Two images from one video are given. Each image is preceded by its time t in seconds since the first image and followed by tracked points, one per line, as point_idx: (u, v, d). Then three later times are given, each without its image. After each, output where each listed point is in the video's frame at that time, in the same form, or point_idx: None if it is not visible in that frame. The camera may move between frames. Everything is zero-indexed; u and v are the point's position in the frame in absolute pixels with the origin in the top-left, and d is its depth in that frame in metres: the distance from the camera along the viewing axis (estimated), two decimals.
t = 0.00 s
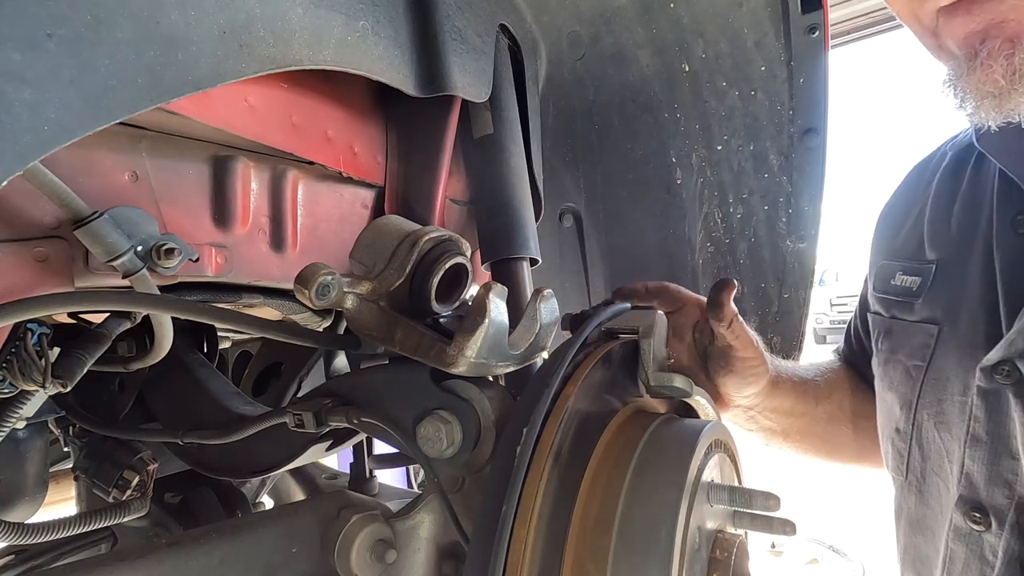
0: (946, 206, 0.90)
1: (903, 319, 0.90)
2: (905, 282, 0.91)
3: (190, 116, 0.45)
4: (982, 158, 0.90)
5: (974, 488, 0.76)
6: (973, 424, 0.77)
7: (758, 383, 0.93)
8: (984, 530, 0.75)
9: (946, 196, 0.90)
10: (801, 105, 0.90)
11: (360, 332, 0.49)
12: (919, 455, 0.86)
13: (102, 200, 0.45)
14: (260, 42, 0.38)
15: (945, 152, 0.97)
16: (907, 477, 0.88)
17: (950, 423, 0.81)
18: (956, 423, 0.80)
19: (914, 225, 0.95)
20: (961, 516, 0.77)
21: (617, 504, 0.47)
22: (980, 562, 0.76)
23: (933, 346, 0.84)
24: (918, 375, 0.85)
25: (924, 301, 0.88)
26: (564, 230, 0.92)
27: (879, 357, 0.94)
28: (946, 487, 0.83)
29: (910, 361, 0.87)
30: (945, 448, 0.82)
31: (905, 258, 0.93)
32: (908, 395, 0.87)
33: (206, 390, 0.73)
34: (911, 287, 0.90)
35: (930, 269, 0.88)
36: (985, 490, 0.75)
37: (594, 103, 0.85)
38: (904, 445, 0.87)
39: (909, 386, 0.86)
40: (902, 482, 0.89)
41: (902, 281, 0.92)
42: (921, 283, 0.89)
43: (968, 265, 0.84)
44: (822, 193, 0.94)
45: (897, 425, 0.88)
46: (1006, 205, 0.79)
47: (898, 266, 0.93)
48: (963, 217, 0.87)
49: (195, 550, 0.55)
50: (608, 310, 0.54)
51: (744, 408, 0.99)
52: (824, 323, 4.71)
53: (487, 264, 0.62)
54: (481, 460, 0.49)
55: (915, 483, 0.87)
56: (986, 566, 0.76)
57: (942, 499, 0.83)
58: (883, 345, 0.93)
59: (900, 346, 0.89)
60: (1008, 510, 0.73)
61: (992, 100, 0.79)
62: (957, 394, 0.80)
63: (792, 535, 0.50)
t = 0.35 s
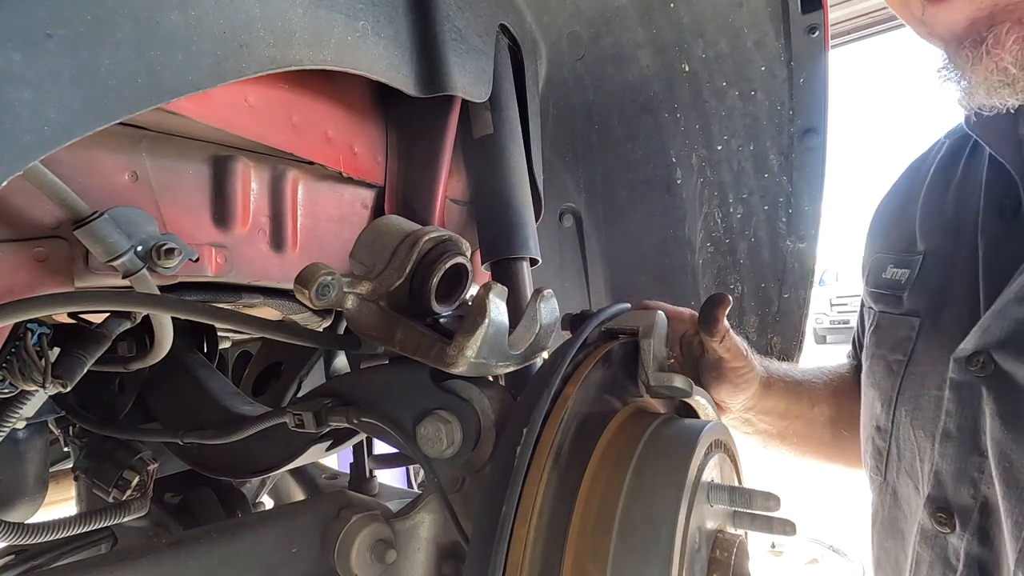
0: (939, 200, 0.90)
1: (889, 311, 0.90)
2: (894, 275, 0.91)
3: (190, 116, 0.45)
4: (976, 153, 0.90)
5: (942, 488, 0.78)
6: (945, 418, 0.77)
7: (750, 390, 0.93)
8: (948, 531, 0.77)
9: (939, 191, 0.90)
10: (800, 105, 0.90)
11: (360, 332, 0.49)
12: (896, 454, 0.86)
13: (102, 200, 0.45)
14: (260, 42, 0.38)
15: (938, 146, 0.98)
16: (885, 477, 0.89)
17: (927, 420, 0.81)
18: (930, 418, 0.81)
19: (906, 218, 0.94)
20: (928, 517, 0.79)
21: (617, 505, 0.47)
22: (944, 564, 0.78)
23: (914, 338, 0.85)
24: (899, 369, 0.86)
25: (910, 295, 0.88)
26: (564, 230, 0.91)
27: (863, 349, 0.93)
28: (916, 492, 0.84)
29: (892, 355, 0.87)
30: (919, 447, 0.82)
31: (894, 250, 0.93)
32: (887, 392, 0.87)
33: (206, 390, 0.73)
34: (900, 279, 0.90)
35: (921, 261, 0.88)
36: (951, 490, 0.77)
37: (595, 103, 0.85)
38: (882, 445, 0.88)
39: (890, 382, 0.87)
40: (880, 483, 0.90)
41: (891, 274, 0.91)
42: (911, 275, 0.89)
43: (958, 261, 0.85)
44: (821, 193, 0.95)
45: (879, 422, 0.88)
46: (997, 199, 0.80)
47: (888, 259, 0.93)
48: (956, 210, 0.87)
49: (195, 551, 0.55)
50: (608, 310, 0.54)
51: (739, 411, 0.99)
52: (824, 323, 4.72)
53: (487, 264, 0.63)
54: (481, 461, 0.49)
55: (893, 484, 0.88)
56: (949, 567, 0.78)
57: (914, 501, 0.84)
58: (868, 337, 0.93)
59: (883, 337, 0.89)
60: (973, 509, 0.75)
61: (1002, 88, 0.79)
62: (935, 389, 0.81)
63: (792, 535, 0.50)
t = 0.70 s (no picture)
0: (957, 202, 0.90)
1: (901, 311, 0.90)
2: (913, 274, 0.91)
3: (190, 116, 0.45)
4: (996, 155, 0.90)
5: (938, 493, 0.77)
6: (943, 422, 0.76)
7: (751, 401, 0.94)
8: (941, 536, 0.77)
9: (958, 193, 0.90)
10: (801, 105, 0.90)
11: (360, 332, 0.49)
12: (899, 456, 0.86)
13: (102, 200, 0.45)
14: (260, 42, 0.38)
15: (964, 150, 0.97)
16: (890, 481, 0.89)
17: (927, 422, 0.81)
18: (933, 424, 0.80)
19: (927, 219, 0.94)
20: (923, 521, 0.79)
21: (617, 505, 0.47)
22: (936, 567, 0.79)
23: (922, 338, 0.85)
24: (906, 369, 0.86)
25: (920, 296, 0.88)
26: (564, 230, 0.91)
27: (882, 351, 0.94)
28: (916, 493, 0.84)
29: (899, 357, 0.87)
30: (920, 447, 0.82)
31: (914, 252, 0.93)
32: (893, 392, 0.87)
33: (206, 390, 0.73)
34: (916, 278, 0.90)
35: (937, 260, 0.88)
36: (945, 496, 0.76)
37: (595, 104, 0.85)
38: (887, 446, 0.88)
39: (896, 382, 0.87)
40: (885, 487, 0.91)
41: (911, 273, 0.91)
42: (927, 275, 0.89)
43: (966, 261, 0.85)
44: (821, 193, 0.95)
45: (885, 425, 0.88)
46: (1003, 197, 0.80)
47: (909, 259, 0.93)
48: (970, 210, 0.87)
49: (195, 551, 0.55)
50: (608, 310, 0.54)
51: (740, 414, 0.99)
52: (824, 323, 4.72)
53: (487, 264, 0.63)
54: (481, 461, 0.49)
55: (896, 488, 0.88)
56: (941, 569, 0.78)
57: (914, 502, 0.85)
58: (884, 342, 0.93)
59: (895, 336, 0.89)
60: (965, 513, 0.75)
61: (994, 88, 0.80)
62: (938, 391, 0.80)
63: (792, 535, 0.50)
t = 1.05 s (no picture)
0: (943, 203, 0.91)
1: (888, 313, 0.90)
2: (901, 274, 0.91)
3: (190, 116, 0.45)
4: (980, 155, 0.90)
5: (928, 498, 0.77)
6: (930, 426, 0.76)
7: (749, 398, 0.94)
8: (933, 542, 0.77)
9: (944, 194, 0.91)
10: (800, 105, 0.90)
11: (360, 332, 0.49)
12: (890, 459, 0.87)
13: (102, 200, 0.45)
14: (260, 42, 0.38)
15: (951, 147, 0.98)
16: (882, 483, 0.89)
17: (916, 426, 0.81)
18: (920, 426, 0.81)
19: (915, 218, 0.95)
20: (915, 527, 0.79)
21: (617, 505, 0.47)
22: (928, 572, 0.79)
23: (910, 341, 0.85)
24: (894, 372, 0.86)
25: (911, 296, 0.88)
26: (564, 230, 0.91)
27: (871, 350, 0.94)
28: (906, 498, 0.84)
29: (887, 359, 0.87)
30: (909, 453, 0.82)
31: (903, 252, 0.93)
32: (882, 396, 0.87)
33: (206, 390, 0.73)
34: (904, 278, 0.91)
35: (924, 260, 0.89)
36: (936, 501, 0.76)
37: (595, 104, 0.85)
38: (879, 451, 0.88)
39: (886, 385, 0.86)
40: (877, 491, 0.91)
41: (898, 273, 0.92)
42: (915, 275, 0.89)
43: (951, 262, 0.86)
44: (821, 193, 0.95)
45: (876, 428, 0.88)
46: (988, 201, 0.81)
47: (897, 258, 0.93)
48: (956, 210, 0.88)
49: (195, 551, 0.55)
50: (608, 310, 0.54)
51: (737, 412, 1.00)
52: (824, 323, 4.72)
53: (487, 264, 0.63)
54: (481, 460, 0.49)
55: (888, 490, 0.88)
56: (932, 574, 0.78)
57: (905, 508, 0.85)
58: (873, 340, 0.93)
59: (882, 339, 0.89)
60: (955, 518, 0.75)
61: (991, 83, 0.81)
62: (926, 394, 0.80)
63: (792, 535, 0.50)
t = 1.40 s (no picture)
0: (951, 203, 0.90)
1: (891, 313, 0.90)
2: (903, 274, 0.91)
3: (190, 116, 0.45)
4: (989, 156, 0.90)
5: (930, 496, 0.77)
6: (931, 424, 0.76)
7: (747, 397, 0.94)
8: (935, 541, 0.76)
9: (952, 195, 0.91)
10: (801, 105, 0.90)
11: (361, 332, 0.49)
12: (891, 460, 0.86)
13: (102, 200, 0.45)
14: (260, 42, 0.38)
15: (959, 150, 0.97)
16: (883, 483, 0.89)
17: (917, 425, 0.81)
18: (920, 425, 0.81)
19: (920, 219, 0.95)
20: (916, 526, 0.78)
21: (616, 505, 0.47)
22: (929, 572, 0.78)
23: (911, 341, 0.85)
24: (896, 372, 0.86)
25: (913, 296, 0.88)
26: (565, 230, 0.91)
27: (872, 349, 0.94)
28: (907, 499, 0.84)
29: (888, 359, 0.87)
30: (909, 453, 0.82)
31: (906, 252, 0.93)
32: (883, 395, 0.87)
33: (206, 390, 0.73)
34: (907, 279, 0.91)
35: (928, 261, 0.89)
36: (938, 498, 0.76)
37: (595, 104, 0.85)
38: (881, 450, 0.88)
39: (888, 385, 0.86)
40: (877, 491, 0.91)
41: (901, 274, 0.92)
42: (918, 276, 0.89)
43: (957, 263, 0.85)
44: (821, 193, 0.95)
45: (877, 428, 0.88)
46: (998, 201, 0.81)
47: (900, 260, 0.93)
48: (964, 212, 0.87)
49: (195, 551, 0.55)
50: (608, 310, 0.54)
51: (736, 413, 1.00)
52: (824, 323, 4.72)
53: (487, 264, 0.63)
54: (481, 460, 0.49)
55: (888, 490, 0.89)
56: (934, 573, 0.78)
57: (904, 509, 0.85)
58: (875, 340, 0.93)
59: (882, 338, 0.89)
60: (958, 517, 0.75)
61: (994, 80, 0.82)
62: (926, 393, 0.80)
63: (792, 535, 0.50)
